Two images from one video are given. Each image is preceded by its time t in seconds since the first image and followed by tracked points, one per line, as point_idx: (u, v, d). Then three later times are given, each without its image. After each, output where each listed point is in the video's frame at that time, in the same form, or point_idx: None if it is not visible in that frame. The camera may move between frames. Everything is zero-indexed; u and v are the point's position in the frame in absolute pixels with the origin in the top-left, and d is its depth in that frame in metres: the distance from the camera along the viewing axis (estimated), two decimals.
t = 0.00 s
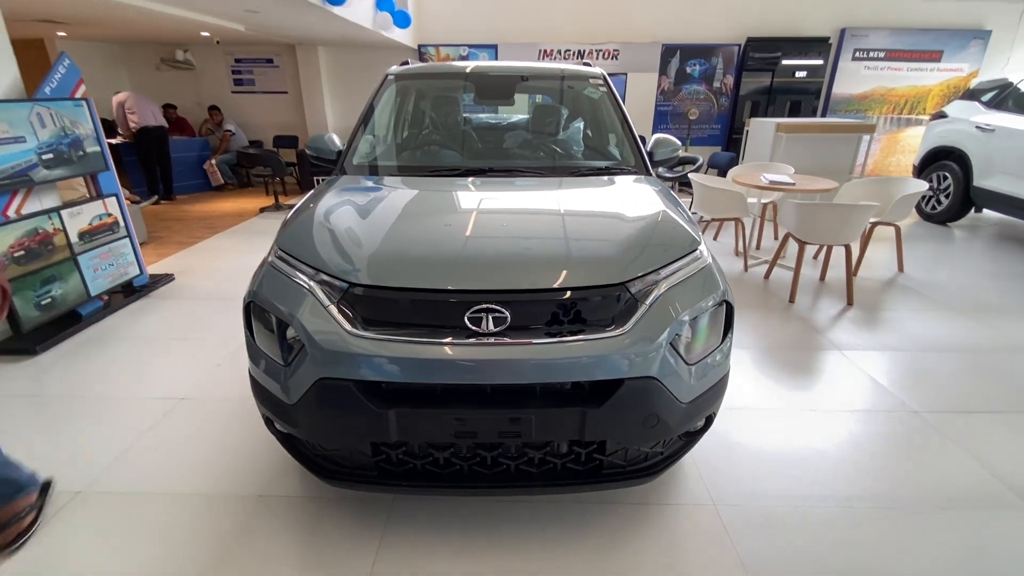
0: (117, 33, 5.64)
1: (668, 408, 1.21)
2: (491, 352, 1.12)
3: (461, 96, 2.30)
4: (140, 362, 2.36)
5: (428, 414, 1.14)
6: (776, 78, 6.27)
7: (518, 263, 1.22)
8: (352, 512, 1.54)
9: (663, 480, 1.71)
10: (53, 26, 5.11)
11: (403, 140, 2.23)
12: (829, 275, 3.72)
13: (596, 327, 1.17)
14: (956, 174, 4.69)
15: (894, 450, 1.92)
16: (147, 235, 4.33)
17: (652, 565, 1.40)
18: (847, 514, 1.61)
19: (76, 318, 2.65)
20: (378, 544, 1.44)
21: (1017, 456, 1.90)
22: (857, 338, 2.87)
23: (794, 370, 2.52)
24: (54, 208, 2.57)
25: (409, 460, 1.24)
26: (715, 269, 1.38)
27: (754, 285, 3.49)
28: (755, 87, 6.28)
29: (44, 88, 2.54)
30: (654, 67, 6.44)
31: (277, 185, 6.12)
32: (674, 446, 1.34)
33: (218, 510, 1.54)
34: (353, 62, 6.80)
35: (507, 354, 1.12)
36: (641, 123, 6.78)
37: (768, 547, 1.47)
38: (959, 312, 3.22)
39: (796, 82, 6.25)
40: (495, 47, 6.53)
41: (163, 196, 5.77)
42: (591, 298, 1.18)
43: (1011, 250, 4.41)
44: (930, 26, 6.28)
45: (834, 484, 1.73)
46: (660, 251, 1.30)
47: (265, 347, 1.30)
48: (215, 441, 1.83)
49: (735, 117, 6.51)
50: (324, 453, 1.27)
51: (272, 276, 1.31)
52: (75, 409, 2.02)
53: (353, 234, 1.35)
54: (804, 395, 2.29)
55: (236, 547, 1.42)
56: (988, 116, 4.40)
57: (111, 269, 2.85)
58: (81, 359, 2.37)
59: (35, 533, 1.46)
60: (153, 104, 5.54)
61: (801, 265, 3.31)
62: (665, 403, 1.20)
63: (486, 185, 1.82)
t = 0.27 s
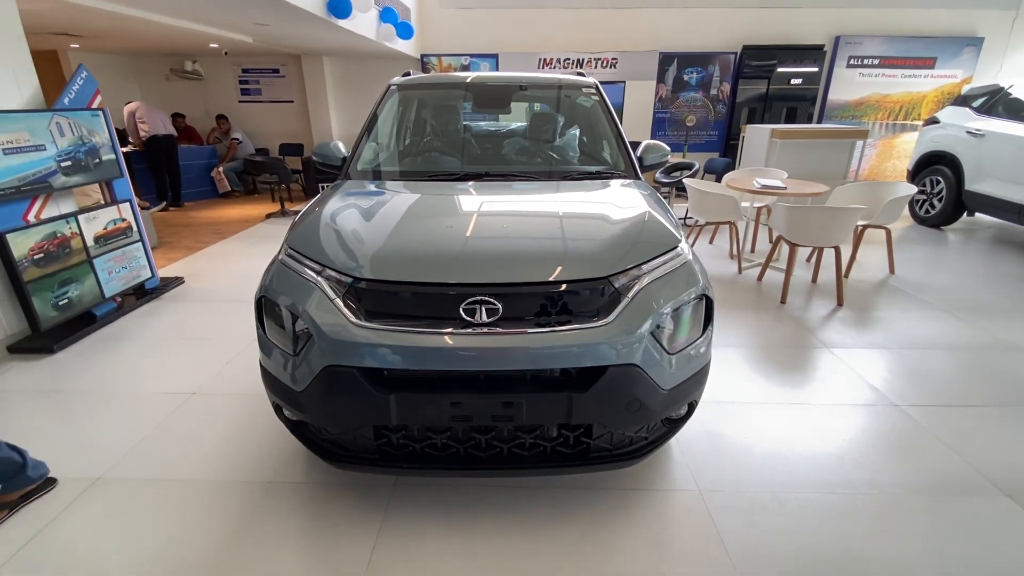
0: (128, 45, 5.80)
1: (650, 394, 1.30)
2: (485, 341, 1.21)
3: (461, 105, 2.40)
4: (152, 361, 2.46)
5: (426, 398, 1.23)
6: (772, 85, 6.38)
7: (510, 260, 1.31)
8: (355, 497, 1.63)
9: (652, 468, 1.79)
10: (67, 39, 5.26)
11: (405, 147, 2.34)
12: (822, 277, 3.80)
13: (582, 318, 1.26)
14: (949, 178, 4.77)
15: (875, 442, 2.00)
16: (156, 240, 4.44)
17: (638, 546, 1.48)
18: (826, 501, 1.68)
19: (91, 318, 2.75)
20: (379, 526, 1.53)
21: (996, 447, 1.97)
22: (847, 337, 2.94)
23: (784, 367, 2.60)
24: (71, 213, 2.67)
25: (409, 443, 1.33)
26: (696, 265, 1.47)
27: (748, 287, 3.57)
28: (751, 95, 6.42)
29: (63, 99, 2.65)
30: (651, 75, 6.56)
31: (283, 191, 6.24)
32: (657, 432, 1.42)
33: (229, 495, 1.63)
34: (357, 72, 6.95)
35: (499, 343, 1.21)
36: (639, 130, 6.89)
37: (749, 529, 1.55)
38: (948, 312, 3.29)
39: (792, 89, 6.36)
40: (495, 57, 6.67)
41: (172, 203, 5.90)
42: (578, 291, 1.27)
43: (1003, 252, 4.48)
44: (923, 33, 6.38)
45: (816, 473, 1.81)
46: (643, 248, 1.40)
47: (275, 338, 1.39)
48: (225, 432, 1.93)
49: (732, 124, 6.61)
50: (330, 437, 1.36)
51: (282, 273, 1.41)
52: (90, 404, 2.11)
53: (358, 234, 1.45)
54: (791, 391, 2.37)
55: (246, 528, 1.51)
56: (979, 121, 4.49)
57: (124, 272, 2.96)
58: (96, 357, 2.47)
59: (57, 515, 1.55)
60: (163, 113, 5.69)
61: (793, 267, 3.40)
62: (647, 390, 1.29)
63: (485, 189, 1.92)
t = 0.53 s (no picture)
0: (135, 58, 5.93)
1: (637, 390, 1.36)
2: (480, 338, 1.28)
3: (459, 116, 2.49)
4: (157, 364, 2.52)
5: (424, 393, 1.30)
6: (766, 94, 6.49)
7: (504, 262, 1.38)
8: (356, 491, 1.69)
9: (642, 465, 1.85)
10: (76, 52, 5.39)
11: (405, 156, 2.42)
12: (814, 282, 3.87)
13: (571, 317, 1.33)
14: (940, 185, 4.85)
15: (860, 439, 2.05)
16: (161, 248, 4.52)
17: (628, 538, 1.54)
18: (811, 495, 1.74)
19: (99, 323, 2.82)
20: (379, 518, 1.59)
21: (978, 443, 2.03)
22: (837, 339, 3.01)
23: (774, 369, 2.67)
24: (81, 220, 2.75)
25: (408, 437, 1.39)
26: (681, 268, 1.54)
27: (741, 292, 3.64)
28: (746, 104, 6.53)
29: (75, 110, 2.74)
30: (647, 85, 6.68)
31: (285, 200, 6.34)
32: (645, 427, 1.49)
33: (234, 490, 1.69)
34: (359, 82, 7.07)
35: (492, 340, 1.28)
36: (636, 139, 6.99)
37: (734, 522, 1.61)
38: (937, 315, 3.36)
39: (786, 98, 6.47)
40: (494, 68, 6.79)
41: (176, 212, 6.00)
42: (567, 291, 1.34)
43: (993, 258, 4.55)
44: (915, 44, 6.49)
45: (802, 469, 1.87)
46: (631, 251, 1.47)
47: (280, 338, 1.46)
48: (230, 431, 1.99)
49: (727, 132, 6.72)
50: (332, 432, 1.43)
51: (287, 276, 1.49)
52: (98, 405, 2.17)
53: (359, 238, 1.52)
54: (780, 392, 2.43)
55: (251, 520, 1.57)
56: (969, 129, 4.58)
57: (131, 278, 3.04)
58: (104, 360, 2.54)
59: (69, 508, 1.61)
60: (168, 123, 5.80)
61: (784, 272, 3.47)
62: (634, 385, 1.35)
63: (483, 196, 1.99)
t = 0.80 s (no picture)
0: (139, 65, 6.00)
1: (633, 386, 1.40)
2: (479, 336, 1.32)
3: (459, 121, 2.54)
4: (161, 366, 2.55)
5: (425, 390, 1.34)
6: (762, 100, 6.56)
7: (503, 262, 1.43)
8: (358, 488, 1.73)
9: (640, 462, 1.89)
10: (81, 59, 5.45)
11: (406, 161, 2.47)
12: (810, 284, 3.91)
13: (569, 315, 1.37)
14: (935, 189, 4.90)
15: (853, 437, 2.09)
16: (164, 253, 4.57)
17: (625, 532, 1.57)
18: (805, 491, 1.77)
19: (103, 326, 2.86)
20: (381, 514, 1.62)
21: (971, 441, 2.06)
22: (832, 340, 3.05)
23: (770, 369, 2.70)
24: (87, 225, 2.80)
25: (410, 433, 1.43)
26: (676, 268, 1.58)
27: (738, 294, 3.68)
28: (744, 109, 6.56)
29: (81, 117, 2.79)
30: (645, 91, 6.75)
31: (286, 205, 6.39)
32: (641, 423, 1.52)
33: (238, 487, 1.72)
34: (360, 89, 7.14)
35: (492, 337, 1.32)
36: (634, 144, 7.06)
37: (729, 517, 1.64)
38: (931, 317, 3.40)
39: (782, 104, 6.54)
40: (494, 75, 6.86)
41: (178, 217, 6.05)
42: (564, 290, 1.38)
43: (988, 261, 4.59)
44: (909, 50, 6.57)
45: (797, 466, 1.90)
46: (627, 252, 1.51)
47: (286, 337, 1.50)
48: (234, 430, 2.02)
49: (724, 138, 6.78)
50: (336, 428, 1.47)
51: (292, 276, 1.53)
52: (103, 406, 2.20)
53: (362, 240, 1.57)
54: (777, 392, 2.46)
55: (255, 516, 1.60)
56: (962, 134, 4.63)
57: (135, 281, 3.08)
58: (109, 362, 2.58)
59: (76, 505, 1.64)
60: (171, 130, 5.86)
61: (781, 274, 3.51)
62: (629, 381, 1.39)
63: (482, 199, 2.04)
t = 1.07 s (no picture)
0: (137, 72, 6.02)
1: (629, 387, 1.42)
2: (477, 337, 1.34)
3: (456, 127, 2.57)
4: (159, 371, 2.56)
5: (424, 391, 1.35)
6: (756, 105, 6.63)
7: (501, 265, 1.45)
8: (356, 490, 1.74)
9: (637, 463, 1.90)
10: (79, 66, 5.47)
11: (404, 166, 2.49)
12: (804, 287, 3.95)
13: (565, 316, 1.39)
14: (927, 192, 4.96)
15: (848, 437, 2.11)
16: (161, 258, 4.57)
17: (622, 532, 1.58)
18: (800, 490, 1.79)
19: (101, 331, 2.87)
20: (380, 516, 1.63)
21: (963, 441, 2.08)
22: (827, 342, 3.08)
23: (765, 371, 2.73)
24: (85, 230, 2.81)
25: (409, 435, 1.45)
26: (671, 270, 1.61)
27: (733, 297, 3.72)
28: (738, 114, 6.65)
29: (81, 123, 2.80)
30: (640, 97, 6.81)
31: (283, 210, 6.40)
32: (638, 423, 1.54)
33: (237, 489, 1.73)
34: (357, 95, 7.18)
35: (490, 338, 1.34)
36: (630, 149, 7.11)
37: (725, 516, 1.66)
38: (924, 319, 3.43)
39: (776, 109, 6.61)
40: (490, 80, 6.91)
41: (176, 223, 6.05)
42: (561, 292, 1.41)
43: (980, 264, 4.64)
44: (901, 56, 6.65)
45: (792, 466, 1.92)
46: (622, 254, 1.53)
47: (286, 340, 1.52)
48: (234, 433, 2.03)
49: (719, 143, 6.84)
50: (336, 430, 1.48)
51: (292, 279, 1.55)
52: (102, 411, 2.21)
53: (361, 243, 1.58)
54: (772, 394, 2.49)
55: (255, 517, 1.61)
56: (953, 138, 4.69)
57: (134, 286, 3.09)
58: (108, 367, 2.58)
59: (75, 510, 1.65)
60: (169, 136, 5.88)
61: (775, 277, 3.54)
62: (626, 382, 1.41)
63: (480, 203, 2.07)
